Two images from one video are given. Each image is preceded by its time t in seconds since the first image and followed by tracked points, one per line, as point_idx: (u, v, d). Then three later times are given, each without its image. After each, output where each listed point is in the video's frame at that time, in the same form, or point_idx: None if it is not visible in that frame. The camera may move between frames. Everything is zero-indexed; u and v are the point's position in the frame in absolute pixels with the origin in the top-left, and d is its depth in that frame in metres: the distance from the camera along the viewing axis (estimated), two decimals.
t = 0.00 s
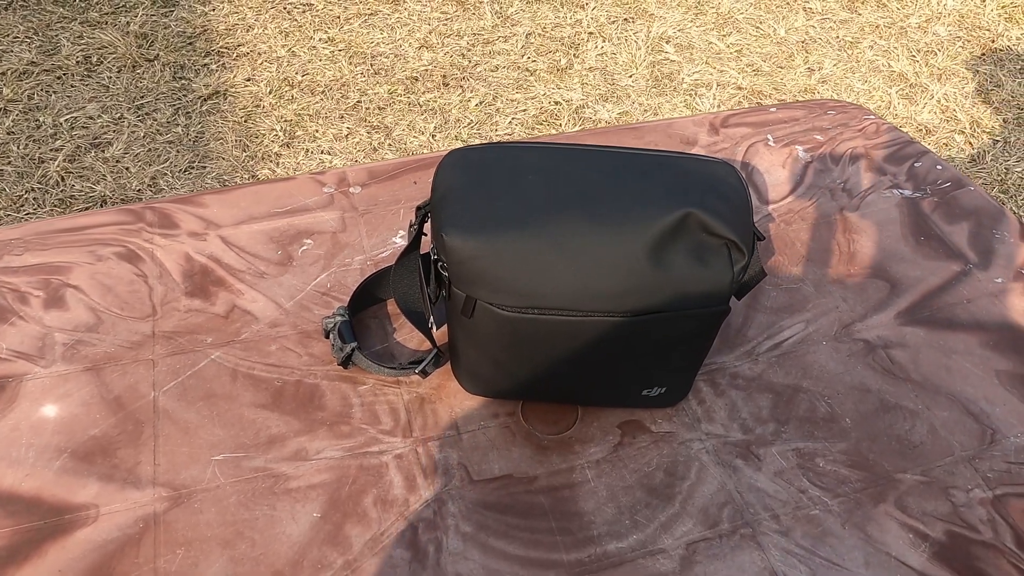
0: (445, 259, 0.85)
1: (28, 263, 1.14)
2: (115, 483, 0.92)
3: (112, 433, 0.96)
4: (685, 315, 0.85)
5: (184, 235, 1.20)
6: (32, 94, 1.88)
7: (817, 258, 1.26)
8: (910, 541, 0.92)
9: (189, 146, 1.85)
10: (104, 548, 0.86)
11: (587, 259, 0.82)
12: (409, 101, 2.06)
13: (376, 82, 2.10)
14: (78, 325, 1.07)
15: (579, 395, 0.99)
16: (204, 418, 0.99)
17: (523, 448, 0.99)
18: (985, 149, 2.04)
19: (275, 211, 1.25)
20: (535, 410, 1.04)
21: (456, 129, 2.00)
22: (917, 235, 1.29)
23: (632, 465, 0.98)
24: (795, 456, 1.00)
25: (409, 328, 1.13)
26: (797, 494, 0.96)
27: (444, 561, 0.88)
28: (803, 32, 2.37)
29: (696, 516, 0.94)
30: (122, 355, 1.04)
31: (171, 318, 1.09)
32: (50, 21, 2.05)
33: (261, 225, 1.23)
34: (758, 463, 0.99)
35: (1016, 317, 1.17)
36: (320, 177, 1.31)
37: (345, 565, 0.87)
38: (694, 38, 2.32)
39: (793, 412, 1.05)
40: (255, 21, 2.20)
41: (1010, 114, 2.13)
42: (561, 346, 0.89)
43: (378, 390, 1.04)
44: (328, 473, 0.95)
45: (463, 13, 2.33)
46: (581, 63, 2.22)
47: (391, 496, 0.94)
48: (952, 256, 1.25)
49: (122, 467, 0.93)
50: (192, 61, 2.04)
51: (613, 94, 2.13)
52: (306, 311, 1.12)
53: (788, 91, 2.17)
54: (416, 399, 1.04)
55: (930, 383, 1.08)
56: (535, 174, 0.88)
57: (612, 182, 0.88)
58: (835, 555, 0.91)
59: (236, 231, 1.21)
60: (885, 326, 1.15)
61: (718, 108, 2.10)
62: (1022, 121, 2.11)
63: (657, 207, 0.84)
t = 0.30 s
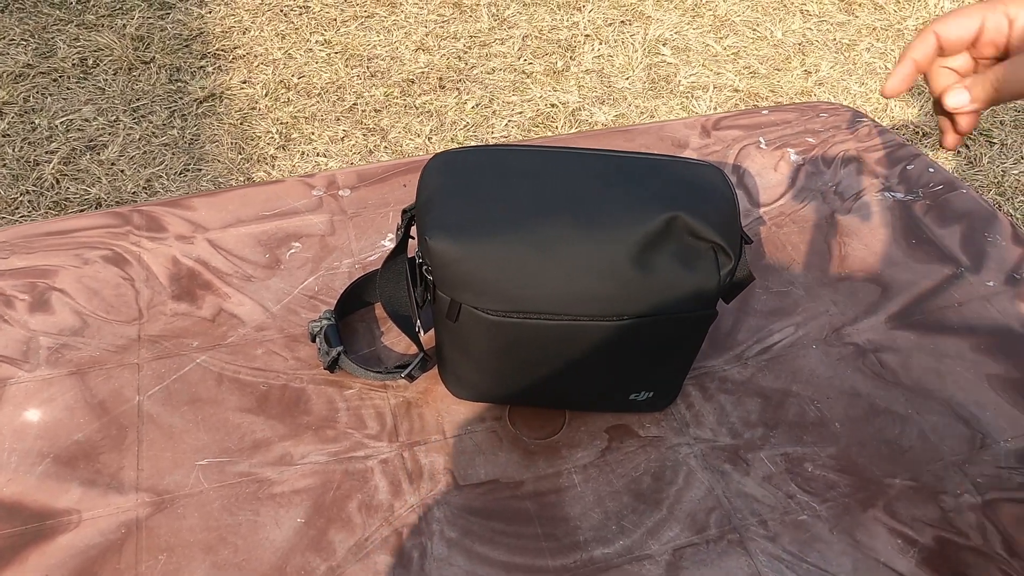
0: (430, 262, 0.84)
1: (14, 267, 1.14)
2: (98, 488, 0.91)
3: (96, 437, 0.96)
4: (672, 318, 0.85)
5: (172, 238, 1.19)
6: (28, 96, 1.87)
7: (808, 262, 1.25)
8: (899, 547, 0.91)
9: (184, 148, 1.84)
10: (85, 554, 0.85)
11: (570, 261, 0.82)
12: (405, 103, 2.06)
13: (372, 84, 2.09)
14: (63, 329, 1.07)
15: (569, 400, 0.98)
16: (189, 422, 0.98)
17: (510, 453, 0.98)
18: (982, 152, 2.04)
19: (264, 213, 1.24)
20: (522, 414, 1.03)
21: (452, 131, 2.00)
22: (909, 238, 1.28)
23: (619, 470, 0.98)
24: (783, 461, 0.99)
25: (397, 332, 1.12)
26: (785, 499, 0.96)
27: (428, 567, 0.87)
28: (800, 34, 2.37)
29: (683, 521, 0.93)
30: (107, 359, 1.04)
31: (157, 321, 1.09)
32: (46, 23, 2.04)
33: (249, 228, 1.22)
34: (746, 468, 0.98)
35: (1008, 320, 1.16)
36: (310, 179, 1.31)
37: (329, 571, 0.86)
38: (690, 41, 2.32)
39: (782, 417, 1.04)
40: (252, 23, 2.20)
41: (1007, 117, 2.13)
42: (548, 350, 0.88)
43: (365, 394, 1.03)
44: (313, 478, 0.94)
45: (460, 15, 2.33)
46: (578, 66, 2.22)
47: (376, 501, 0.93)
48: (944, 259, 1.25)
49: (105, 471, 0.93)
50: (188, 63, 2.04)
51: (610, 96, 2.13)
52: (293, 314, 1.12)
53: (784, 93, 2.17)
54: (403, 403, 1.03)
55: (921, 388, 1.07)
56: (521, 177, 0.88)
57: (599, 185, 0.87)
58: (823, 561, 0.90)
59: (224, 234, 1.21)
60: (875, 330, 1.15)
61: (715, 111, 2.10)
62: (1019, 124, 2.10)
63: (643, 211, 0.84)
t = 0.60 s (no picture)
0: (427, 259, 0.84)
1: (11, 265, 1.13)
2: (93, 487, 0.91)
3: (92, 437, 0.95)
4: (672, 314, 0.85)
5: (169, 237, 1.19)
6: (27, 96, 1.87)
7: (808, 260, 1.25)
8: (900, 546, 0.90)
9: (184, 149, 1.84)
10: (81, 554, 0.85)
11: (570, 259, 0.82)
12: (405, 104, 2.05)
13: (372, 85, 2.09)
14: (59, 328, 1.06)
15: (567, 399, 0.98)
16: (186, 421, 0.97)
17: (509, 452, 0.98)
18: (983, 152, 2.03)
19: (262, 212, 1.24)
20: (521, 413, 1.02)
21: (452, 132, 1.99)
22: (909, 237, 1.28)
23: (618, 469, 0.97)
24: (784, 460, 0.99)
25: (395, 331, 1.11)
26: (785, 498, 0.95)
27: (426, 567, 0.87)
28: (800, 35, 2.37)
29: (683, 520, 0.92)
30: (103, 358, 1.03)
31: (153, 320, 1.08)
32: (45, 24, 2.04)
33: (247, 226, 1.22)
34: (746, 467, 0.98)
35: (1009, 319, 1.15)
36: (308, 179, 1.30)
37: (326, 571, 0.86)
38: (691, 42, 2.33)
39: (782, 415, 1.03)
40: (251, 24, 2.19)
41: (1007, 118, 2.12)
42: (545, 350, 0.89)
43: (363, 393, 1.03)
44: (311, 477, 0.94)
45: (460, 16, 2.32)
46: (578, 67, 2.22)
47: (374, 501, 0.92)
48: (944, 258, 1.24)
49: (101, 471, 0.92)
50: (188, 64, 2.04)
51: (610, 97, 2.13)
52: (291, 313, 1.11)
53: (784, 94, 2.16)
54: (401, 402, 1.02)
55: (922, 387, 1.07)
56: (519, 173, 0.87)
57: (597, 183, 0.87)
58: (824, 561, 0.89)
59: (221, 232, 1.20)
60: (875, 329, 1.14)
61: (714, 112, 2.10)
62: (1019, 125, 2.10)
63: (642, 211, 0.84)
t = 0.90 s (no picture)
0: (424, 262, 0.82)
1: (7, 268, 1.13)
2: (89, 491, 0.91)
3: (88, 441, 0.95)
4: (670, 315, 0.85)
5: (166, 240, 1.19)
6: (26, 99, 1.87)
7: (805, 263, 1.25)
8: (897, 549, 0.90)
9: (182, 152, 1.84)
10: (76, 558, 0.85)
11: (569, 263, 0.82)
12: (403, 107, 2.05)
13: (370, 88, 2.09)
14: (56, 331, 1.06)
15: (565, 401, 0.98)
16: (182, 425, 0.97)
17: (505, 456, 0.98)
18: (981, 154, 2.03)
19: (259, 215, 1.24)
20: (518, 417, 1.02)
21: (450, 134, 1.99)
22: (906, 240, 1.28)
23: (615, 472, 0.97)
24: (781, 463, 0.98)
25: (392, 334, 1.11)
26: (782, 501, 0.95)
27: (422, 571, 0.87)
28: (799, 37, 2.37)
29: (679, 524, 0.92)
30: (100, 362, 1.03)
31: (150, 324, 1.08)
32: (44, 27, 2.04)
33: (244, 230, 1.22)
34: (743, 470, 0.98)
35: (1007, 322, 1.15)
36: (306, 182, 1.30)
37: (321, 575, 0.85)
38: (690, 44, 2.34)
39: (779, 419, 1.03)
40: (251, 27, 2.19)
41: (1006, 120, 2.12)
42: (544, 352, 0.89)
43: (359, 397, 1.03)
44: (307, 481, 0.93)
45: (459, 19, 2.32)
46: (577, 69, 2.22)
47: (370, 505, 0.92)
48: (942, 261, 1.24)
49: (97, 475, 0.92)
50: (187, 67, 2.04)
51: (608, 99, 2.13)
52: (288, 316, 1.11)
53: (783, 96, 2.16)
54: (398, 406, 1.02)
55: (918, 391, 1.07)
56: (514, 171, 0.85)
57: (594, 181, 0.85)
58: (821, 564, 0.89)
59: (219, 236, 1.20)
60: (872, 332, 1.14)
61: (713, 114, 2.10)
62: (1017, 127, 2.10)
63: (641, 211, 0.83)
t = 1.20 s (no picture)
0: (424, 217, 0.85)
1: (5, 267, 1.13)
2: (86, 488, 0.91)
3: (85, 438, 0.95)
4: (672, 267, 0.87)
5: (163, 239, 1.19)
6: (25, 101, 1.87)
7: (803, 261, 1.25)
8: (894, 544, 0.90)
9: (181, 153, 1.84)
10: (74, 555, 0.85)
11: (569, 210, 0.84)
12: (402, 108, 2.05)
13: (369, 89, 2.09)
14: (53, 330, 1.06)
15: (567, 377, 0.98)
16: (179, 423, 0.97)
17: (503, 453, 0.98)
18: (979, 154, 2.04)
19: (256, 214, 1.24)
20: (516, 414, 1.02)
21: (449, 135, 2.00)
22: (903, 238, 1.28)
23: (612, 469, 0.97)
24: (778, 459, 0.98)
25: (389, 331, 1.11)
26: (779, 498, 0.95)
27: (419, 567, 0.87)
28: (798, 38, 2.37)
29: (676, 520, 0.92)
30: (97, 360, 1.03)
31: (147, 322, 1.08)
32: (43, 29, 2.04)
33: (241, 229, 1.22)
34: (740, 466, 0.98)
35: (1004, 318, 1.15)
36: (303, 181, 1.30)
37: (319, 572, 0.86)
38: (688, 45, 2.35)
39: (776, 415, 1.03)
40: (250, 28, 2.19)
41: (1004, 120, 2.13)
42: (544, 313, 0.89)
43: (356, 394, 1.02)
44: (304, 478, 0.93)
45: (457, 20, 2.33)
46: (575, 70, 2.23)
47: (368, 502, 0.92)
48: (939, 258, 1.24)
49: (94, 472, 0.92)
50: (185, 68, 2.04)
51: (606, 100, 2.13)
52: (285, 315, 1.11)
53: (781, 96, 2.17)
54: (395, 403, 1.02)
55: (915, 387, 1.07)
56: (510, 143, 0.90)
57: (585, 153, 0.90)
58: (818, 560, 0.89)
59: (216, 234, 1.20)
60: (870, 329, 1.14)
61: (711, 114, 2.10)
62: (1014, 127, 2.11)
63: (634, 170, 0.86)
